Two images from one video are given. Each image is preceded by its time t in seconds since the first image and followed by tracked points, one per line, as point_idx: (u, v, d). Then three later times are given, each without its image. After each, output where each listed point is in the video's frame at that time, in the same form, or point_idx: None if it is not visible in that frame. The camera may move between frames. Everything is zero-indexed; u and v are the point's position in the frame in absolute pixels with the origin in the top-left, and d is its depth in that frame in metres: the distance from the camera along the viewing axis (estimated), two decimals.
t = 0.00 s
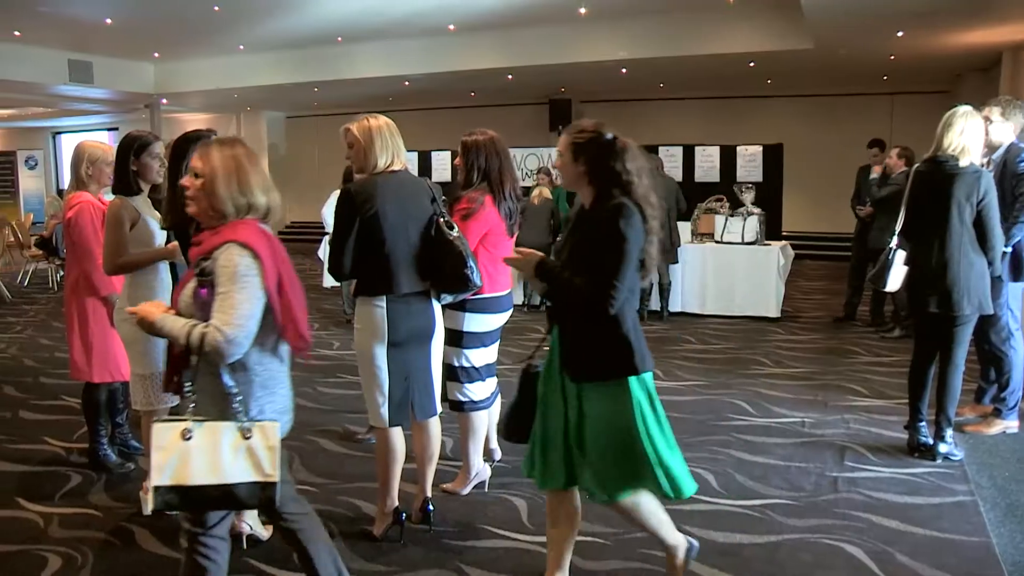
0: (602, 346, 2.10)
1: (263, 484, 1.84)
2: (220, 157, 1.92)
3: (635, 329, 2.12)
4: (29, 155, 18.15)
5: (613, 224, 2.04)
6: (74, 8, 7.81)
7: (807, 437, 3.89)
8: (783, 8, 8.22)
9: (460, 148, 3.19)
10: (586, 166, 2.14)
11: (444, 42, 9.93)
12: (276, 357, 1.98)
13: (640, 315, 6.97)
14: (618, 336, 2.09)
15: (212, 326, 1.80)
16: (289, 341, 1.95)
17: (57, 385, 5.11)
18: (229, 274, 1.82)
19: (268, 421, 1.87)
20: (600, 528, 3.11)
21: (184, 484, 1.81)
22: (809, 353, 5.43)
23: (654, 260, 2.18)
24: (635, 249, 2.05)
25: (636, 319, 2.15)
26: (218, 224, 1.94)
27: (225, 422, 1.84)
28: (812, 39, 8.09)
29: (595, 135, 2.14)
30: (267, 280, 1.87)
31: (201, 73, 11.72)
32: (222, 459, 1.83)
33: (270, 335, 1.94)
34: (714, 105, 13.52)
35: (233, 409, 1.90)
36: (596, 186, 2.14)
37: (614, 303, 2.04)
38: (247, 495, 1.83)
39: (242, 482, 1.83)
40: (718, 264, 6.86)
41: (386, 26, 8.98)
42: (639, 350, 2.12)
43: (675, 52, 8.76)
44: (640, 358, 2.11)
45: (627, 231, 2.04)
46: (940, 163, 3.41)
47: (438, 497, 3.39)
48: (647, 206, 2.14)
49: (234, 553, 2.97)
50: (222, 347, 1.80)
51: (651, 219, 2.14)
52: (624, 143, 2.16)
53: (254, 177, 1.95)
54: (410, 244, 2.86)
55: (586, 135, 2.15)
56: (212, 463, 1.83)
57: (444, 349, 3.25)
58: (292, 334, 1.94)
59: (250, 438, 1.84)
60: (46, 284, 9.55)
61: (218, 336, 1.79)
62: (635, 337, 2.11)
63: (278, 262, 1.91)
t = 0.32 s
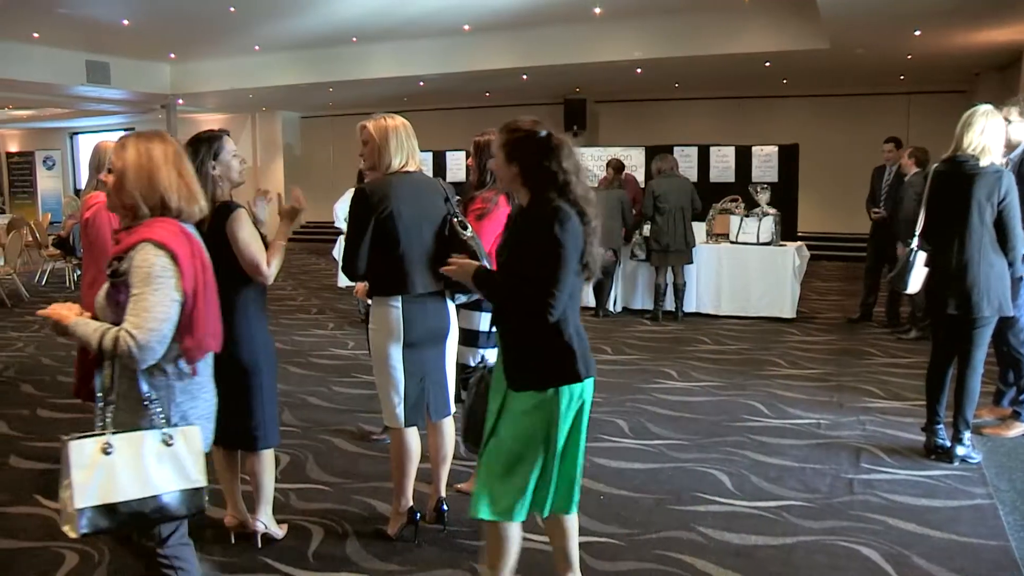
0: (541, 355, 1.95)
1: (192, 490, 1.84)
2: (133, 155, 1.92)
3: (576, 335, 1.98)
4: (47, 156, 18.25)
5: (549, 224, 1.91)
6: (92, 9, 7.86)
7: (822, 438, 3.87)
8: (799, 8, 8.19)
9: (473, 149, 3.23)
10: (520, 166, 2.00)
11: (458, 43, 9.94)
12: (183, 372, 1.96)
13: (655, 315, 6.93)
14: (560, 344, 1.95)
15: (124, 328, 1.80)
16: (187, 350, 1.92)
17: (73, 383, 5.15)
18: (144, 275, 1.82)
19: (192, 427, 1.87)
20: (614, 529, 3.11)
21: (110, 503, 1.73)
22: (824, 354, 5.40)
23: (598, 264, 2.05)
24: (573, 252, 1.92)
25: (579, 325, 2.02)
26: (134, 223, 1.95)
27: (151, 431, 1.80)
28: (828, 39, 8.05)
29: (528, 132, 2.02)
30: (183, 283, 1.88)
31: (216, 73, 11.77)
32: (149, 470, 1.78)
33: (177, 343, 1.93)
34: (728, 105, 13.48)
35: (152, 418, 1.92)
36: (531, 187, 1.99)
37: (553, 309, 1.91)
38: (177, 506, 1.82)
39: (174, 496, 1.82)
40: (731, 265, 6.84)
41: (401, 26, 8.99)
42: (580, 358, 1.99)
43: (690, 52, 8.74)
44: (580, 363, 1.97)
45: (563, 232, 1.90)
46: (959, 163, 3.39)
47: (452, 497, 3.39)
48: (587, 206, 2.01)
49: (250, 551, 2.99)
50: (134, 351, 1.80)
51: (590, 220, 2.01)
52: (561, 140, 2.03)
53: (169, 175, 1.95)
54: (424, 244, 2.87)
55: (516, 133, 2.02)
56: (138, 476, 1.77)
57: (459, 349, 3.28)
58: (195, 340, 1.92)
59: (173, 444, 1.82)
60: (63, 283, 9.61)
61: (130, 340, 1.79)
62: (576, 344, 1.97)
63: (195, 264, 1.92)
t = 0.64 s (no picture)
0: (457, 370, 1.97)
1: (115, 515, 1.65)
2: (54, 162, 1.75)
3: (498, 354, 1.99)
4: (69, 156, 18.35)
5: (464, 236, 1.89)
6: (115, 11, 7.92)
7: (842, 440, 3.85)
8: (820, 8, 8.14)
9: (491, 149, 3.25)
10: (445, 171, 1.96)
11: (476, 43, 9.95)
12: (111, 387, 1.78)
13: (673, 316, 6.90)
14: (477, 359, 1.96)
15: (45, 344, 1.62)
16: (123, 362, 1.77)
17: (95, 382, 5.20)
18: (66, 288, 1.65)
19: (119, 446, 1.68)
20: (631, 530, 3.10)
21: (24, 529, 1.56)
22: (844, 356, 5.36)
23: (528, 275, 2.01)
24: (489, 265, 1.90)
25: (503, 340, 2.01)
26: (52, 236, 1.76)
27: (70, 451, 1.61)
28: (849, 39, 8.00)
29: (458, 133, 1.96)
30: (109, 296, 1.71)
31: (236, 74, 11.83)
32: (67, 493, 1.60)
33: (106, 361, 1.76)
34: (745, 105, 13.42)
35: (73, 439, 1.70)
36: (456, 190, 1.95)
37: (464, 324, 1.89)
38: (100, 532, 1.63)
39: (95, 519, 1.63)
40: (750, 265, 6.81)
41: (419, 27, 9.00)
42: (500, 377, 2.00)
43: (709, 52, 8.71)
44: (502, 384, 2.00)
45: (478, 245, 1.88)
46: (982, 163, 3.35)
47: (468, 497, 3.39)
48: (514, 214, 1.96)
49: (267, 551, 3.01)
50: (56, 369, 1.62)
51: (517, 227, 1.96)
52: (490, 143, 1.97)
53: (92, 183, 1.78)
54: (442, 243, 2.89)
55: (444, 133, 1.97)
56: (55, 500, 1.58)
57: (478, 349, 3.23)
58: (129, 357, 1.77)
59: (94, 465, 1.63)
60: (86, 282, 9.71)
61: (51, 356, 1.61)
62: (496, 363, 1.98)
63: (121, 278, 1.76)
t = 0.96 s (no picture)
0: (388, 369, 2.04)
1: (27, 508, 1.67)
2: None
3: (425, 359, 2.03)
4: (94, 156, 18.50)
5: (373, 237, 1.98)
6: (143, 12, 7.97)
7: (865, 443, 3.82)
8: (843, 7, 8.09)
9: (512, 149, 3.22)
10: (361, 172, 2.05)
11: (497, 44, 9.92)
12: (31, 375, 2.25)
13: (695, 317, 6.88)
14: (404, 361, 2.03)
15: None
16: (34, 355, 2.21)
17: (119, 380, 5.23)
18: None
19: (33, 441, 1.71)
20: (651, 531, 3.09)
21: None
22: (868, 358, 5.32)
23: (448, 275, 1.99)
24: (397, 265, 1.96)
25: (431, 346, 2.05)
26: None
27: None
28: (873, 38, 7.95)
29: (373, 135, 2.02)
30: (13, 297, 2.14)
31: (258, 75, 11.88)
32: None
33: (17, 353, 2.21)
34: (765, 106, 13.36)
35: None
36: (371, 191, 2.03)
37: (387, 328, 1.99)
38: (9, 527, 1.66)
39: (2, 516, 1.64)
40: (773, 265, 6.78)
41: (442, 27, 9.01)
42: (429, 384, 2.04)
43: (733, 51, 8.66)
44: (433, 391, 2.04)
45: (385, 244, 1.97)
46: (1009, 163, 3.32)
47: (490, 497, 3.39)
48: (424, 212, 1.97)
49: (290, 549, 3.02)
50: None
51: (427, 224, 1.95)
52: (403, 141, 2.01)
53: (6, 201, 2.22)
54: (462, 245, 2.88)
55: (361, 135, 2.04)
56: None
57: (498, 349, 3.24)
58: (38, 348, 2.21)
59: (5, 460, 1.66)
60: (110, 281, 9.76)
61: None
62: (424, 369, 2.03)
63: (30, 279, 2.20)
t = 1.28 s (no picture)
0: (303, 372, 2.02)
1: None
2: None
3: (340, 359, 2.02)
4: (119, 156, 18.61)
5: (293, 233, 1.96)
6: (171, 12, 7.98)
7: (890, 446, 3.78)
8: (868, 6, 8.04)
9: (534, 149, 3.22)
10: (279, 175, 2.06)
11: (520, 43, 9.89)
12: None
13: (718, 318, 6.85)
14: (320, 360, 2.02)
15: None
16: None
17: (144, 378, 5.27)
18: None
19: None
20: (674, 533, 3.08)
21: None
22: (893, 360, 5.28)
23: (368, 277, 2.03)
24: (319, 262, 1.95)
25: (348, 347, 2.04)
26: None
27: None
28: (898, 36, 7.89)
29: (296, 139, 2.09)
30: None
31: (281, 76, 11.93)
32: None
33: None
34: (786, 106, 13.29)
35: None
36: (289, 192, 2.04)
37: (305, 326, 1.96)
38: None
39: None
40: (797, 266, 6.74)
41: (467, 27, 9.00)
42: (345, 383, 2.04)
43: (758, 50, 8.60)
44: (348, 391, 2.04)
45: (307, 240, 1.95)
46: None
47: (513, 497, 3.39)
48: (346, 213, 2.02)
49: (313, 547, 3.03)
50: None
51: (349, 226, 2.00)
52: (325, 150, 2.09)
53: None
54: (487, 244, 2.90)
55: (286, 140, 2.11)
56: None
57: (520, 349, 3.24)
58: None
59: None
60: (136, 281, 9.81)
61: None
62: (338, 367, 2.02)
63: None
